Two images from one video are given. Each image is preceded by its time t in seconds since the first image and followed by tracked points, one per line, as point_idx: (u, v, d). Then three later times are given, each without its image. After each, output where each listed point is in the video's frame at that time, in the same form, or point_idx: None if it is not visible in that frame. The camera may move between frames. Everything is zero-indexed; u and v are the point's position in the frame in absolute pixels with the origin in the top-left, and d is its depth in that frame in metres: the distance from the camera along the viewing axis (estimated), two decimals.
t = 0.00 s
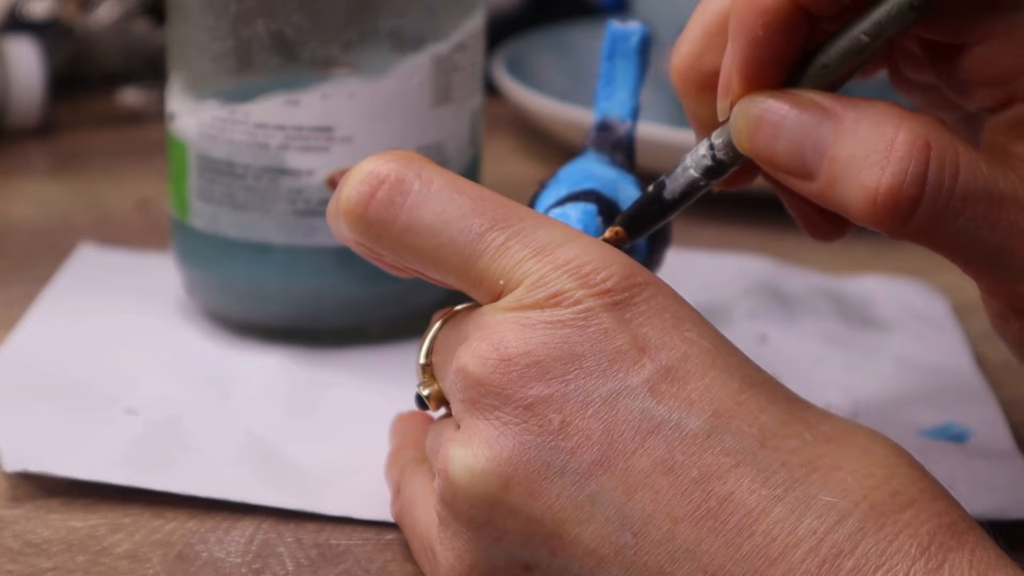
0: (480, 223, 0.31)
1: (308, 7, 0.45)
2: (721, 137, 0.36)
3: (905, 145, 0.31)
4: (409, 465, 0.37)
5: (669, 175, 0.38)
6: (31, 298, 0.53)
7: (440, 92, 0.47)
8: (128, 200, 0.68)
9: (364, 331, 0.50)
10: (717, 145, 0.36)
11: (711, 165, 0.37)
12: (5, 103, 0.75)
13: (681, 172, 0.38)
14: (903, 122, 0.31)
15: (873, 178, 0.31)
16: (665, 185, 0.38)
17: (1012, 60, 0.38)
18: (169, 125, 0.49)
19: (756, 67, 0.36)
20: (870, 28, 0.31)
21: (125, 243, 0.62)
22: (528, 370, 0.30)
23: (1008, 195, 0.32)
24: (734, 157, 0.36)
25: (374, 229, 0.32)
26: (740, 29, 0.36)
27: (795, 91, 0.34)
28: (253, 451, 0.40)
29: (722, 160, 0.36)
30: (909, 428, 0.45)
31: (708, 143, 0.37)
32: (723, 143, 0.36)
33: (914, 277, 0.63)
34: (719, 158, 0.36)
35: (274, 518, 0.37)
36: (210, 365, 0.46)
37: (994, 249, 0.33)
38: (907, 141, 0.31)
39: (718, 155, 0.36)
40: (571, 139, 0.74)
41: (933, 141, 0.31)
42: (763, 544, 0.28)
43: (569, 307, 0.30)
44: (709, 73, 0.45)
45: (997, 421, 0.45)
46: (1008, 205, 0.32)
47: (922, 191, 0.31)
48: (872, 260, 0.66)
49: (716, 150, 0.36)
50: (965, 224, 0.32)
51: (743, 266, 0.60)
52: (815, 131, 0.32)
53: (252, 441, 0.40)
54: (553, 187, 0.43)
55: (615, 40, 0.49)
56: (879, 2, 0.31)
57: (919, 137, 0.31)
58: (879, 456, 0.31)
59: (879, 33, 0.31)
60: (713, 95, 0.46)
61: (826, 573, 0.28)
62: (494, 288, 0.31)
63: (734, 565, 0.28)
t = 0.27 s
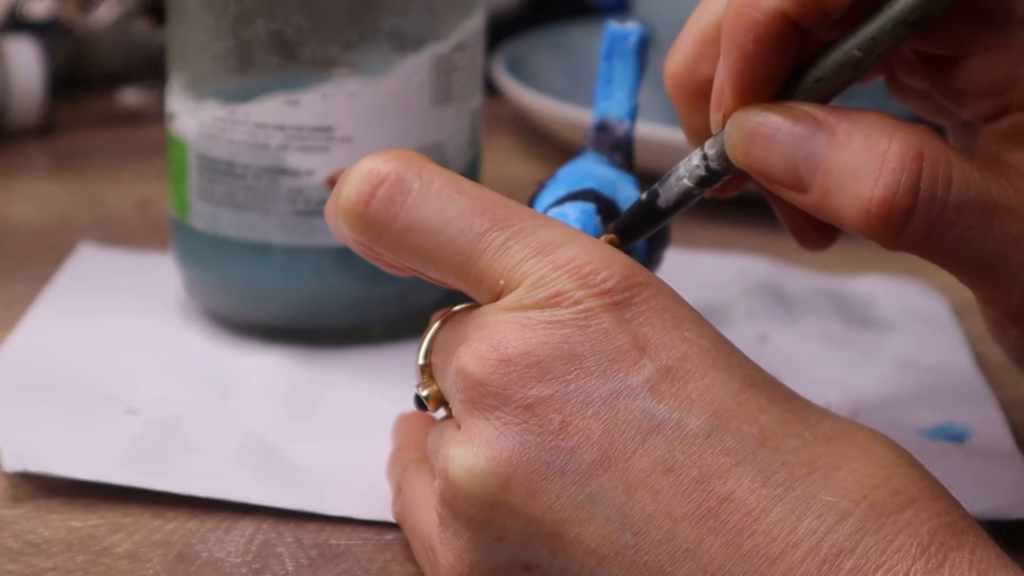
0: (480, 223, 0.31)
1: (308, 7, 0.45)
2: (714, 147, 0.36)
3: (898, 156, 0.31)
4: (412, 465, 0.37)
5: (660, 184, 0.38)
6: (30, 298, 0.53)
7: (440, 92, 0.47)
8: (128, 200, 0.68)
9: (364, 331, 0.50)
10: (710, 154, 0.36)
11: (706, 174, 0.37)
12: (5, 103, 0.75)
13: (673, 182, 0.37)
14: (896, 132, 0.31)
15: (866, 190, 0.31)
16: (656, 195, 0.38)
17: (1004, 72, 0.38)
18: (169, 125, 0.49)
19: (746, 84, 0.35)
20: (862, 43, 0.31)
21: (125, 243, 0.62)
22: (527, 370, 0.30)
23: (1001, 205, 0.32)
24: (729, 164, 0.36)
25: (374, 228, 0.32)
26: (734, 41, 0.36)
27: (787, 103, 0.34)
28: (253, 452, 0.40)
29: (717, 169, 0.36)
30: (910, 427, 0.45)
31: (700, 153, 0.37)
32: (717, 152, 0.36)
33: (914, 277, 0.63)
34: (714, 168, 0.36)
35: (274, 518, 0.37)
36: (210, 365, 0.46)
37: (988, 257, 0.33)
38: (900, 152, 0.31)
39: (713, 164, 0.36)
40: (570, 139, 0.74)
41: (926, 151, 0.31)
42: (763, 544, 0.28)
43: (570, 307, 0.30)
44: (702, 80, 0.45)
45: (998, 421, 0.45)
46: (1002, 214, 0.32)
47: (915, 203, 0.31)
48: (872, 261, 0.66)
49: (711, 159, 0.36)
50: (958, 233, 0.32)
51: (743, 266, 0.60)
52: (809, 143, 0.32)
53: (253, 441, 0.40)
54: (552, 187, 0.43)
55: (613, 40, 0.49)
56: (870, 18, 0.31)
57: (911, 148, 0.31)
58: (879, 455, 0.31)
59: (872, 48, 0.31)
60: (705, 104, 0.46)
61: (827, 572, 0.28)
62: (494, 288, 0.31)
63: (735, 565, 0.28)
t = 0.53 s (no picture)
0: (476, 222, 0.31)
1: (308, 7, 0.45)
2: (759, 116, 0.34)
3: (951, 135, 0.28)
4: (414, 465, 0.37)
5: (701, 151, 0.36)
6: (31, 298, 0.53)
7: (440, 92, 0.47)
8: (127, 200, 0.68)
9: (364, 331, 0.50)
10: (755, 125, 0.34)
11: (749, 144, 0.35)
12: (5, 103, 0.75)
13: (714, 150, 0.36)
14: (948, 111, 0.29)
15: (915, 168, 0.29)
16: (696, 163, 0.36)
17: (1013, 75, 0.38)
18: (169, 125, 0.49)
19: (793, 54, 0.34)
20: (918, 23, 0.29)
21: (125, 243, 0.62)
22: (522, 369, 0.30)
23: None
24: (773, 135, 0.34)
25: (370, 227, 0.32)
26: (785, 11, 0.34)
27: (836, 77, 0.31)
28: (253, 451, 0.40)
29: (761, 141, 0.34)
30: (910, 426, 0.45)
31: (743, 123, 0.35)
32: (763, 122, 0.34)
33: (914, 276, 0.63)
34: (758, 139, 0.35)
35: (274, 518, 0.37)
36: (210, 365, 0.46)
37: None
38: (952, 130, 0.28)
39: (757, 135, 0.34)
40: (570, 138, 0.74)
41: (980, 130, 0.29)
42: (756, 541, 0.28)
43: (565, 307, 0.30)
44: (751, 50, 0.44)
45: (999, 420, 0.45)
46: None
47: (966, 182, 0.29)
48: (873, 260, 0.66)
49: (755, 130, 0.34)
50: (1007, 218, 0.30)
51: (743, 266, 0.60)
52: (858, 118, 0.30)
53: (252, 441, 0.41)
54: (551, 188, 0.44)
55: (614, 40, 0.49)
56: None
57: (965, 124, 0.28)
58: (878, 454, 0.31)
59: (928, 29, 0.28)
60: (750, 73, 0.45)
61: (820, 569, 0.28)
62: (489, 288, 0.31)
63: (728, 561, 0.28)
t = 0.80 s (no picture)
0: (467, 220, 0.31)
1: (308, 7, 0.45)
2: (771, 113, 0.34)
3: (969, 126, 0.28)
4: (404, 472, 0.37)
5: (712, 149, 0.36)
6: (31, 298, 0.53)
7: (440, 92, 0.47)
8: (127, 199, 0.68)
9: (365, 331, 0.50)
10: (766, 121, 0.34)
11: (761, 141, 0.35)
12: (5, 103, 0.75)
13: (726, 147, 0.36)
14: (966, 104, 0.29)
15: (932, 159, 0.29)
16: (706, 161, 0.36)
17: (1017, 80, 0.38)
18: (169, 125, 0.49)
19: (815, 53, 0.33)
20: (936, 14, 0.29)
21: (124, 242, 0.62)
22: (499, 371, 0.30)
23: None
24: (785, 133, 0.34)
25: (369, 223, 0.32)
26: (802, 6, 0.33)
27: (854, 69, 0.31)
28: (253, 451, 0.40)
29: (772, 137, 0.34)
30: (910, 425, 0.45)
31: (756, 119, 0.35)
32: (774, 119, 0.34)
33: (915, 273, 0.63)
34: (768, 136, 0.34)
35: (274, 517, 0.37)
36: (210, 364, 0.46)
37: None
38: (971, 122, 0.28)
39: (768, 132, 0.34)
40: (570, 138, 0.74)
41: (997, 123, 0.28)
42: (718, 550, 0.27)
43: (547, 309, 0.30)
44: (764, 46, 0.45)
45: (999, 419, 0.45)
46: None
47: (984, 173, 0.28)
48: (873, 259, 0.66)
49: (766, 127, 0.34)
50: None
51: (743, 265, 0.60)
52: (873, 112, 0.30)
53: (252, 440, 0.41)
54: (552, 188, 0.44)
55: (611, 39, 0.49)
56: None
57: (982, 117, 0.28)
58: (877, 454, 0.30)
59: (946, 20, 0.29)
60: (764, 70, 0.45)
61: None
62: (475, 287, 0.31)
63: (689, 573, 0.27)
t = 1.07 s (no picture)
0: (479, 314, 0.29)
1: (309, 7, 0.46)
2: (770, 122, 0.36)
3: (976, 125, 0.28)
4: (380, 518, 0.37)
5: (712, 160, 0.38)
6: (31, 298, 0.53)
7: (440, 92, 0.47)
8: (127, 199, 0.68)
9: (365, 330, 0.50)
10: (766, 130, 0.36)
11: (761, 151, 0.36)
12: (5, 103, 0.75)
13: (727, 158, 0.38)
14: (972, 103, 0.29)
15: (938, 159, 0.29)
16: (706, 172, 0.38)
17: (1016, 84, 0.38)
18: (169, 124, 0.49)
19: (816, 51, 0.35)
20: (939, 14, 0.30)
21: (124, 243, 0.62)
22: (528, 489, 0.29)
23: None
24: (785, 139, 0.35)
25: (368, 306, 0.29)
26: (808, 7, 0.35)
27: (858, 74, 0.32)
28: (253, 450, 0.40)
29: (771, 145, 0.36)
30: (908, 423, 0.45)
31: (756, 129, 0.36)
32: (773, 127, 0.35)
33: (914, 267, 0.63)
34: (768, 144, 0.36)
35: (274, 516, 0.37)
36: (210, 364, 0.46)
37: None
38: (977, 121, 0.28)
39: (768, 141, 0.36)
40: (570, 138, 0.74)
41: (1003, 123, 0.28)
42: None
43: (573, 423, 0.29)
44: (764, 54, 0.45)
45: (995, 415, 0.45)
46: None
47: (992, 172, 0.28)
48: (874, 257, 0.66)
49: (766, 136, 0.36)
50: None
51: (745, 265, 0.60)
52: (879, 114, 0.30)
53: (252, 439, 0.41)
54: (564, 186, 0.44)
55: (626, 38, 0.49)
56: None
57: (989, 117, 0.28)
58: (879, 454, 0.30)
59: (948, 21, 0.30)
60: (764, 78, 0.46)
61: None
62: (486, 391, 0.30)
63: None
